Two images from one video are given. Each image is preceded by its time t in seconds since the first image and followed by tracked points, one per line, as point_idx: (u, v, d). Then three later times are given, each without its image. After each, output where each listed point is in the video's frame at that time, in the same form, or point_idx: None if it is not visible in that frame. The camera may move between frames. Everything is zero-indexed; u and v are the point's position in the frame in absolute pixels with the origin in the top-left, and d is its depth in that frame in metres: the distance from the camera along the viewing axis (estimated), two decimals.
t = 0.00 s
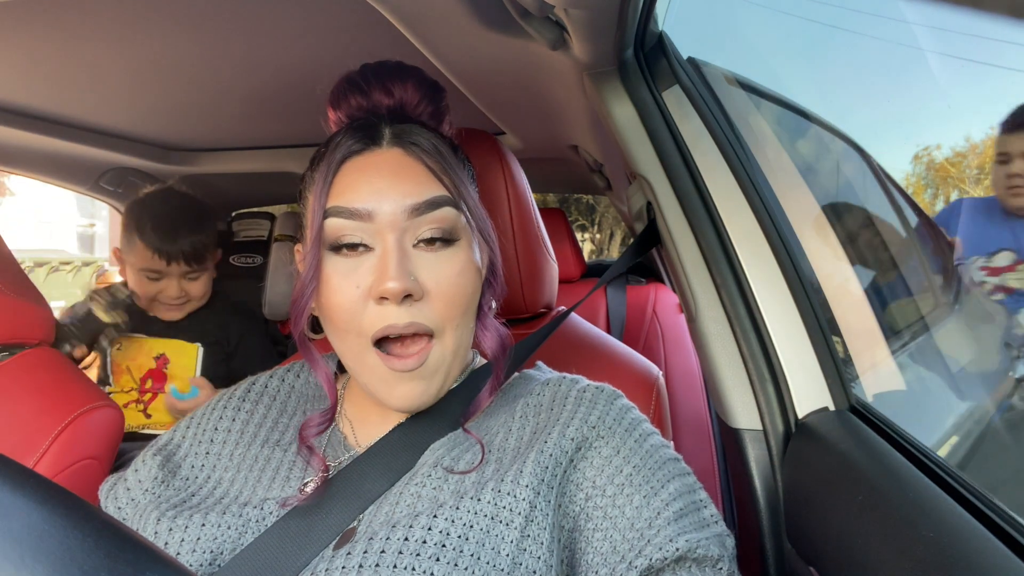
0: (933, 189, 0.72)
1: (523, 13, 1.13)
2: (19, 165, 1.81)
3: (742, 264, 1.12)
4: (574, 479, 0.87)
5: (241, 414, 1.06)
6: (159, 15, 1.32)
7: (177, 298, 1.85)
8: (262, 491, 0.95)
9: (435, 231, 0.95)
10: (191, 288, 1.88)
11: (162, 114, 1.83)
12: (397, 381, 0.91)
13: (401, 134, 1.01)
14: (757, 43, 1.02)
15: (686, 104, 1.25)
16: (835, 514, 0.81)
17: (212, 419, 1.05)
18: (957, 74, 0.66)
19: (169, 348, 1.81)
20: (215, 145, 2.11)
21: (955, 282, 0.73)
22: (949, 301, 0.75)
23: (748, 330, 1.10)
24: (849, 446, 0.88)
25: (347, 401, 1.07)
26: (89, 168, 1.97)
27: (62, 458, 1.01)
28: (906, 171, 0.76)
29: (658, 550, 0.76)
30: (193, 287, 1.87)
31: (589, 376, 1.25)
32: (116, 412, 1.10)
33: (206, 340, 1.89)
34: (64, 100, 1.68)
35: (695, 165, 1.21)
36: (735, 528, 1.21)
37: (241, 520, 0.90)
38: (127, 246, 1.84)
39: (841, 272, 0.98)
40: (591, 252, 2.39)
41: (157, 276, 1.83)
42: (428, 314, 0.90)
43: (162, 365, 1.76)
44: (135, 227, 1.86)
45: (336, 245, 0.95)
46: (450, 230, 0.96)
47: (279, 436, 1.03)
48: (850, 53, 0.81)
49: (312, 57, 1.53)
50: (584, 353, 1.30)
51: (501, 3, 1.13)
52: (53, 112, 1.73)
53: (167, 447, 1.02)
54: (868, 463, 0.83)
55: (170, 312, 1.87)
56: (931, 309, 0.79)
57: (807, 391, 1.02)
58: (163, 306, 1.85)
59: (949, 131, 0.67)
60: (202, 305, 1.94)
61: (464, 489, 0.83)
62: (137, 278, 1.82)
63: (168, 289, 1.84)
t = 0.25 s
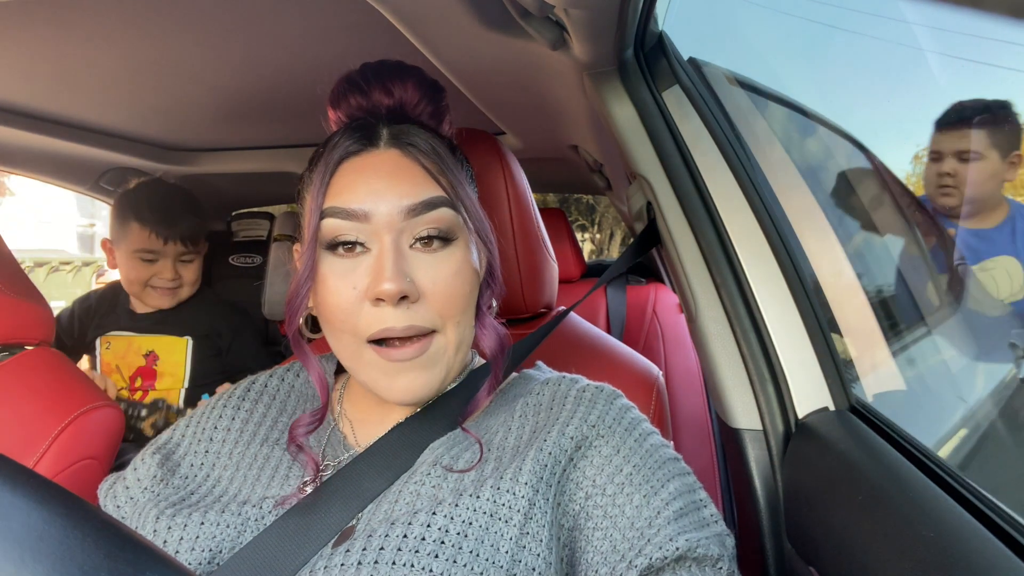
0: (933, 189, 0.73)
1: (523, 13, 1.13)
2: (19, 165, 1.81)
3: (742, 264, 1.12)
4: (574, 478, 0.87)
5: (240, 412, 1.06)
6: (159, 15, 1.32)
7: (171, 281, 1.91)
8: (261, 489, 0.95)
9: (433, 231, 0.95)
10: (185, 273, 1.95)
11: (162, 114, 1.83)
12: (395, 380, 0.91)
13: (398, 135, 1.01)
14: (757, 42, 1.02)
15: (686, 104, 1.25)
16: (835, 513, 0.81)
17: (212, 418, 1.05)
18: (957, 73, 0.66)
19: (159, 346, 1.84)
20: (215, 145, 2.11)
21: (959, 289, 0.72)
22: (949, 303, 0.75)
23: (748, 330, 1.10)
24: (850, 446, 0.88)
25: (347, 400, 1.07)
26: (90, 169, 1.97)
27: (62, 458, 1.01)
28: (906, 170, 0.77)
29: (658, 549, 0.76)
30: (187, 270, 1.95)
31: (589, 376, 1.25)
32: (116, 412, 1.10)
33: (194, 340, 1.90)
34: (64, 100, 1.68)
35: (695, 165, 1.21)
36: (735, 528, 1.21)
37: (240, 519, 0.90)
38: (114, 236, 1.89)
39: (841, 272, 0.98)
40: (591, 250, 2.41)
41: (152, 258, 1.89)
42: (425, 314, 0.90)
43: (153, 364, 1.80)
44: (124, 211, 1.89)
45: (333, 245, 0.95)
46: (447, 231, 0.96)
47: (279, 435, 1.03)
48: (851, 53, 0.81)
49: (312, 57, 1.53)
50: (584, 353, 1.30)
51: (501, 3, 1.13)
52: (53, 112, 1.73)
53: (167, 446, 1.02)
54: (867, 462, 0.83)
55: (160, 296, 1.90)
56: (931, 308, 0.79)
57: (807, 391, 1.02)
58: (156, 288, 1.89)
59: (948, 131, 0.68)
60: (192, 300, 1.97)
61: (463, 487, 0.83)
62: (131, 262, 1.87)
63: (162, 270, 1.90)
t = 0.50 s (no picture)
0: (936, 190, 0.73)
1: (523, 13, 1.13)
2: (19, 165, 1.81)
3: (742, 264, 1.12)
4: (573, 478, 0.87)
5: (240, 412, 1.06)
6: (158, 15, 1.32)
7: (172, 273, 1.94)
8: (261, 489, 0.95)
9: (434, 231, 0.95)
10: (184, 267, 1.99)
11: (162, 114, 1.83)
12: (396, 379, 0.91)
13: (400, 134, 1.01)
14: (757, 42, 1.02)
15: (686, 105, 1.25)
16: (835, 513, 0.82)
17: (212, 417, 1.05)
18: (957, 74, 0.66)
19: (157, 347, 1.85)
20: (215, 145, 2.11)
21: (970, 313, 0.71)
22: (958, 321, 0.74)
23: (748, 330, 1.10)
24: (849, 446, 0.88)
25: (347, 400, 1.07)
26: (90, 169, 1.97)
27: (62, 457, 1.01)
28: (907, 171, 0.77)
29: (657, 549, 0.76)
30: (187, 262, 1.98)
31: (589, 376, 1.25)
32: (116, 412, 1.10)
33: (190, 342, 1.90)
34: (64, 100, 1.68)
35: (695, 165, 1.22)
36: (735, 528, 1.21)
37: (240, 518, 0.90)
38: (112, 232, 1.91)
39: (841, 272, 0.98)
40: (591, 250, 2.42)
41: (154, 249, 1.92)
42: (425, 312, 0.90)
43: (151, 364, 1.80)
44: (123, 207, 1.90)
45: (334, 244, 0.95)
46: (448, 230, 0.96)
47: (278, 435, 1.03)
48: (851, 53, 0.81)
49: (312, 57, 1.53)
50: (584, 353, 1.30)
51: (501, 3, 1.13)
52: (53, 112, 1.73)
53: (167, 446, 1.02)
54: (867, 463, 0.83)
55: (161, 287, 1.92)
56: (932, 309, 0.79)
57: (806, 391, 1.02)
58: (156, 280, 1.91)
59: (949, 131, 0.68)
60: (191, 295, 1.99)
61: (463, 487, 0.83)
62: (131, 254, 1.89)
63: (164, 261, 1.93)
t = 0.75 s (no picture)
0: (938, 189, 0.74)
1: (523, 13, 1.13)
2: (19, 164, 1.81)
3: (743, 265, 1.12)
4: (574, 478, 0.87)
5: (240, 412, 1.06)
6: (158, 15, 1.32)
7: (172, 274, 1.94)
8: (262, 490, 0.95)
9: (434, 231, 0.95)
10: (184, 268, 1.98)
11: (162, 114, 1.82)
12: (394, 378, 0.91)
13: (400, 134, 1.01)
14: (757, 42, 1.02)
15: (686, 105, 1.25)
16: (835, 513, 0.82)
17: (212, 418, 1.05)
18: (957, 73, 0.65)
19: (154, 349, 1.83)
20: (214, 145, 2.11)
21: (976, 326, 0.71)
22: (961, 330, 0.74)
23: (748, 330, 1.10)
24: (850, 446, 0.88)
25: (347, 399, 1.07)
26: (90, 169, 1.97)
27: (62, 457, 1.01)
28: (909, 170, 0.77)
29: (657, 549, 0.76)
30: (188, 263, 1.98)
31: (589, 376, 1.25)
32: (116, 412, 1.10)
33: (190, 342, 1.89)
34: (64, 100, 1.68)
35: (695, 166, 1.22)
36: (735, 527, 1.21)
37: (240, 519, 0.90)
38: (112, 233, 1.90)
39: (841, 272, 0.98)
40: (591, 250, 2.42)
41: (156, 249, 1.91)
42: (426, 312, 0.90)
43: (146, 366, 1.79)
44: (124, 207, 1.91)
45: (334, 243, 0.95)
46: (448, 231, 0.96)
47: (279, 436, 1.03)
48: (851, 53, 0.81)
49: (312, 56, 1.53)
50: (583, 353, 1.30)
51: (501, 3, 1.13)
52: (53, 112, 1.73)
53: (167, 446, 1.02)
54: (868, 463, 0.83)
55: (162, 287, 1.91)
56: (932, 308, 0.79)
57: (806, 391, 1.02)
58: (158, 280, 1.90)
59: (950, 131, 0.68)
60: (191, 296, 1.98)
61: (464, 488, 0.83)
62: (133, 253, 1.88)
63: (166, 260, 1.93)
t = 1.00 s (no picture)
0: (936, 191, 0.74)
1: (523, 13, 1.13)
2: (19, 164, 1.81)
3: (743, 265, 1.12)
4: (573, 478, 0.87)
5: (241, 413, 1.06)
6: (158, 14, 1.32)
7: (176, 273, 1.95)
8: (262, 490, 0.95)
9: (434, 232, 0.95)
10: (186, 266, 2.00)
11: (161, 114, 1.82)
12: (393, 378, 0.91)
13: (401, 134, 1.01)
14: (757, 43, 1.02)
15: (686, 105, 1.25)
16: (836, 514, 0.82)
17: (212, 419, 1.05)
18: (957, 73, 0.65)
19: (154, 354, 1.83)
20: (215, 145, 2.11)
21: (977, 325, 0.71)
22: (961, 330, 0.74)
23: (748, 330, 1.10)
24: (850, 446, 0.88)
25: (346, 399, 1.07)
26: (90, 168, 1.97)
27: (62, 458, 1.01)
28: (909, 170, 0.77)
29: (657, 550, 0.76)
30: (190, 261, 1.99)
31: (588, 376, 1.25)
32: (116, 412, 1.10)
33: (190, 343, 1.89)
34: (64, 100, 1.68)
35: (695, 166, 1.22)
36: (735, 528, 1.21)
37: (240, 519, 0.89)
38: (113, 234, 1.89)
39: (841, 272, 0.98)
40: (591, 250, 2.43)
41: (160, 248, 1.92)
42: (424, 312, 0.90)
43: (146, 372, 1.78)
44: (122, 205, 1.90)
45: (334, 243, 0.95)
46: (449, 231, 0.96)
47: (279, 435, 1.03)
48: (851, 53, 0.81)
49: (312, 56, 1.53)
50: (583, 353, 1.30)
51: (501, 3, 1.13)
52: (53, 112, 1.73)
53: (167, 446, 1.02)
54: (868, 463, 0.83)
55: (167, 288, 1.92)
56: (931, 309, 0.79)
57: (806, 391, 1.02)
58: (162, 279, 1.91)
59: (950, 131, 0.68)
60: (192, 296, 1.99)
61: (464, 489, 0.83)
62: (137, 253, 1.88)
63: (171, 259, 1.94)
